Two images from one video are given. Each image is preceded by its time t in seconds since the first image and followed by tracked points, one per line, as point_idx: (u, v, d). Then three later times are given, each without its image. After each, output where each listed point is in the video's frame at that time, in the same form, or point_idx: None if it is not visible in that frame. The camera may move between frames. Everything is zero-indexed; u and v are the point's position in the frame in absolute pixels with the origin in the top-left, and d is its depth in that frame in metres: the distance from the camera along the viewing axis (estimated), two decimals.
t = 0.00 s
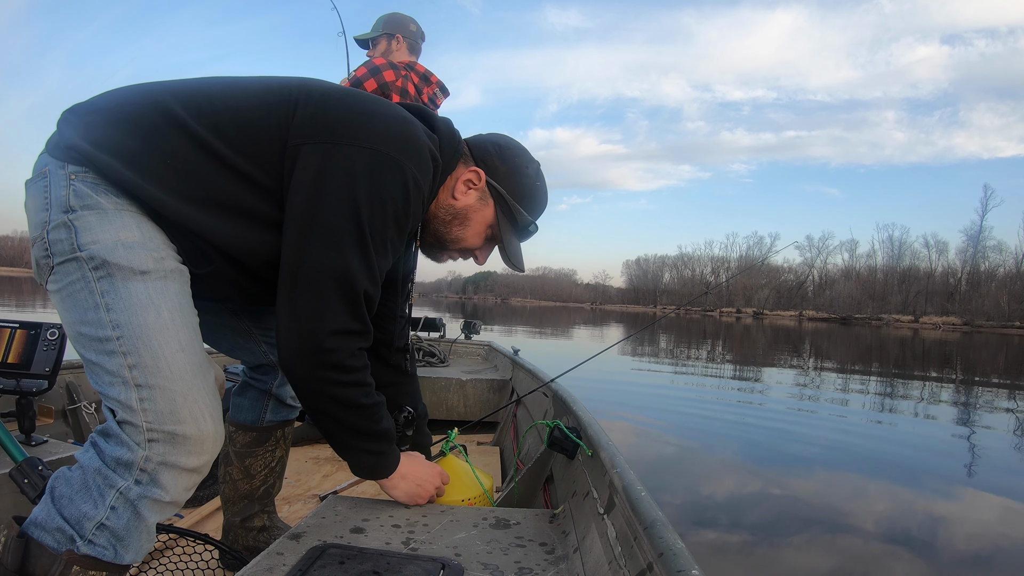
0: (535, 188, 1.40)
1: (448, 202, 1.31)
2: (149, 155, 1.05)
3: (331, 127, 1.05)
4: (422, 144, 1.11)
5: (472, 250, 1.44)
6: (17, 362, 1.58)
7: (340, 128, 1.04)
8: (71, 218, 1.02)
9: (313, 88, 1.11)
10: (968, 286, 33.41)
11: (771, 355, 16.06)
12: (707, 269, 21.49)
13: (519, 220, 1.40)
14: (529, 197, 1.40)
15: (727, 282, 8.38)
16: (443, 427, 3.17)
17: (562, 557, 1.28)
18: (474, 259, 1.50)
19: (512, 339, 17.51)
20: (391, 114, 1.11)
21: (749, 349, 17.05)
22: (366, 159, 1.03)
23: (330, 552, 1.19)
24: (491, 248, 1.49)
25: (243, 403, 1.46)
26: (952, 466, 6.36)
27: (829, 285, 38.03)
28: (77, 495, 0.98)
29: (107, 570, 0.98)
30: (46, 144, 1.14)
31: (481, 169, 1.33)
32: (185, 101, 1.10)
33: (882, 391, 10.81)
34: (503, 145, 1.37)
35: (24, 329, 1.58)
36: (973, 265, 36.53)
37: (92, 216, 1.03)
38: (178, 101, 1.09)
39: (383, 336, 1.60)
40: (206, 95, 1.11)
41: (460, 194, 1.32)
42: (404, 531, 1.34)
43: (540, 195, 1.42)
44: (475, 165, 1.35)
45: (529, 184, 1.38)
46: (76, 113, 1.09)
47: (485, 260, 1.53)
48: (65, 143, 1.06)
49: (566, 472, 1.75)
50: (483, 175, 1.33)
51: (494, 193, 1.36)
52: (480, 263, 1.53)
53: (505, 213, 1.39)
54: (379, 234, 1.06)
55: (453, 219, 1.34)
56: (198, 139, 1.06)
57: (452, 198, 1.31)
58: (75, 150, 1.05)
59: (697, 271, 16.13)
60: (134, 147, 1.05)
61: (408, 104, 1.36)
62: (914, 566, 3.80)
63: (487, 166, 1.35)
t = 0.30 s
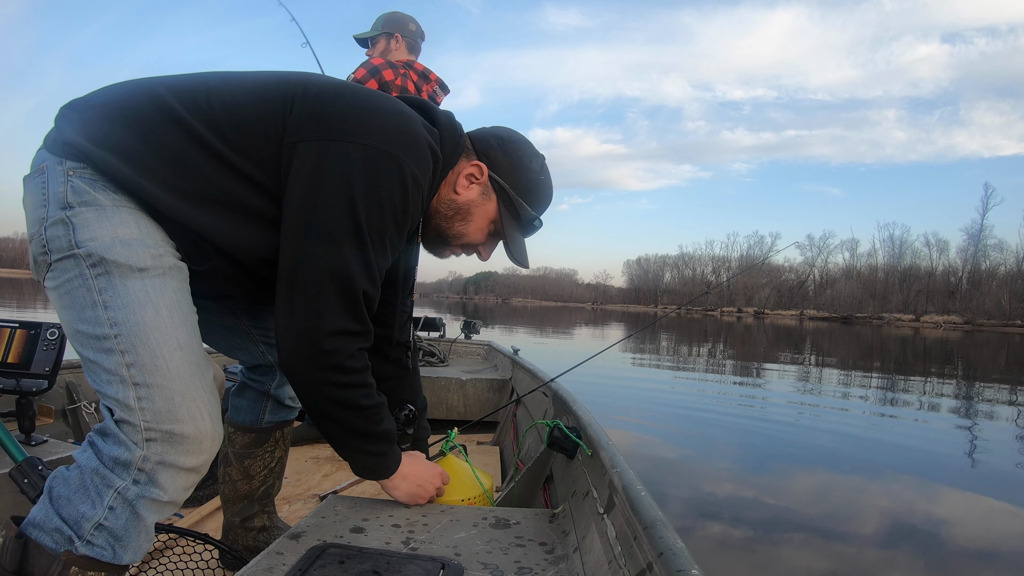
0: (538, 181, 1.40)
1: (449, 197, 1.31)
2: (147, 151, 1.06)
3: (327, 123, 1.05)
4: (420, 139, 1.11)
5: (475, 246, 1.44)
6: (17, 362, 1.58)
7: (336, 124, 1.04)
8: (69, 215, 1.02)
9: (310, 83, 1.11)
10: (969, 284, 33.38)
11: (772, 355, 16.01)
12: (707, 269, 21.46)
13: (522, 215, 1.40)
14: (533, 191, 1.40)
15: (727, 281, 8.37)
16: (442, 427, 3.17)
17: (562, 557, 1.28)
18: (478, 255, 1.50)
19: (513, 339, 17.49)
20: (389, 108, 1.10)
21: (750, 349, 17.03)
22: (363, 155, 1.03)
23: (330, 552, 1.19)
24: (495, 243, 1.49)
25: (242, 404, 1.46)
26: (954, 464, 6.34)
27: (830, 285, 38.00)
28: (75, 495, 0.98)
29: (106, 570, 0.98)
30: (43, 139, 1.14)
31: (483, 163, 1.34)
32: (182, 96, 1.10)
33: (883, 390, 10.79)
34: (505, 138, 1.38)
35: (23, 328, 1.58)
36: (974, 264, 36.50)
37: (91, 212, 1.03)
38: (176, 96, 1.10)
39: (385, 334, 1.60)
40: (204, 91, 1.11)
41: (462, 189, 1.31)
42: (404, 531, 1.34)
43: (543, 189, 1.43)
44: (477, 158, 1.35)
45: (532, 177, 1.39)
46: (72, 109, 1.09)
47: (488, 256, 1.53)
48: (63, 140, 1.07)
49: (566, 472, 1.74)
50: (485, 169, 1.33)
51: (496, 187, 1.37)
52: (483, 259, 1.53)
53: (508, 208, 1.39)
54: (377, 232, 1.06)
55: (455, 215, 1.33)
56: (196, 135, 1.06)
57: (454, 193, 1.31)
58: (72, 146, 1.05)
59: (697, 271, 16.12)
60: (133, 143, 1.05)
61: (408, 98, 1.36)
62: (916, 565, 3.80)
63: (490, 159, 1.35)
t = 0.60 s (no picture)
0: (539, 170, 1.40)
1: (449, 185, 1.30)
2: (144, 142, 1.06)
3: (323, 113, 1.04)
4: (417, 129, 1.10)
5: (476, 236, 1.43)
6: (17, 361, 1.58)
7: (332, 114, 1.04)
8: (65, 206, 1.02)
9: (306, 72, 1.11)
10: (971, 283, 33.34)
11: (773, 354, 15.97)
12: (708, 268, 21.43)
13: (524, 205, 1.38)
14: (534, 180, 1.39)
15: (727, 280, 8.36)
16: (442, 426, 3.17)
17: (562, 557, 1.28)
18: (479, 246, 1.49)
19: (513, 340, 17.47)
20: (385, 97, 1.10)
21: (751, 349, 16.99)
22: (360, 146, 1.02)
23: (329, 552, 1.19)
24: (496, 234, 1.47)
25: (237, 404, 1.46)
26: (956, 463, 6.32)
27: (831, 284, 37.94)
28: (68, 488, 0.97)
29: (101, 565, 0.98)
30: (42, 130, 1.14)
31: (483, 152, 1.33)
32: (180, 87, 1.10)
33: (885, 389, 10.76)
34: (507, 127, 1.37)
35: (23, 328, 1.58)
36: (975, 263, 36.43)
37: (87, 203, 1.03)
38: (173, 87, 1.10)
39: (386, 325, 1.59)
40: (202, 81, 1.11)
41: (461, 177, 1.31)
42: (404, 530, 1.34)
43: (545, 179, 1.42)
44: (477, 147, 1.34)
45: (533, 166, 1.38)
46: (69, 102, 1.09)
47: (489, 247, 1.52)
48: (62, 130, 1.07)
49: (565, 472, 1.74)
50: (485, 157, 1.32)
51: (497, 176, 1.36)
52: (485, 251, 1.52)
53: (509, 197, 1.37)
54: (375, 224, 1.06)
55: (454, 203, 1.33)
56: (193, 125, 1.07)
57: (454, 181, 1.30)
58: (71, 138, 1.05)
59: (697, 270, 16.11)
60: (131, 134, 1.06)
61: (407, 85, 1.35)
62: (918, 564, 3.79)
63: (490, 148, 1.35)
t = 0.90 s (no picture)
0: (534, 134, 1.40)
1: (444, 150, 1.30)
2: (139, 127, 1.06)
3: (315, 87, 1.04)
4: (409, 97, 1.09)
5: (472, 201, 1.44)
6: (17, 360, 1.58)
7: (323, 87, 1.03)
8: (59, 197, 1.02)
9: (295, 46, 1.11)
10: (972, 283, 33.32)
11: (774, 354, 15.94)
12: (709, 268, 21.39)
13: (520, 167, 1.38)
14: (530, 144, 1.39)
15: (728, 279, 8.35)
16: (442, 427, 3.17)
17: (562, 557, 1.28)
18: (475, 210, 1.49)
19: (513, 340, 17.44)
20: (376, 66, 1.09)
21: (752, 348, 16.95)
22: (354, 117, 1.02)
23: (329, 551, 1.19)
24: (492, 198, 1.48)
25: (229, 404, 1.45)
26: (958, 463, 6.31)
27: (831, 284, 37.93)
28: (58, 483, 0.98)
29: (94, 559, 0.98)
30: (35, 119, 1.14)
31: (477, 116, 1.32)
32: (170, 69, 1.10)
33: (886, 389, 10.73)
34: (502, 91, 1.35)
35: (23, 327, 1.59)
36: (976, 262, 36.37)
37: (80, 194, 1.03)
38: (164, 70, 1.10)
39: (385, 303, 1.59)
40: (191, 62, 1.11)
41: (456, 142, 1.31)
42: (404, 530, 1.34)
43: (541, 142, 1.42)
44: (471, 111, 1.33)
45: (528, 130, 1.38)
46: (61, 92, 1.09)
47: (485, 211, 1.52)
48: (55, 120, 1.07)
49: (565, 472, 1.74)
50: (480, 122, 1.31)
51: (493, 140, 1.36)
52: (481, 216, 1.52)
53: (504, 160, 1.37)
54: (374, 194, 1.06)
55: (450, 168, 1.32)
56: (186, 107, 1.07)
57: (448, 146, 1.30)
58: (65, 127, 1.05)
59: (697, 271, 16.11)
60: (124, 121, 1.06)
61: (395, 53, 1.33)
62: (921, 563, 3.78)
63: (484, 112, 1.33)
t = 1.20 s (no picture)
0: (538, 49, 1.28)
1: (449, 70, 1.20)
2: (141, 100, 1.03)
3: (310, 15, 1.01)
4: (406, 17, 1.04)
5: (477, 120, 1.32)
6: (17, 364, 1.59)
7: (317, 14, 1.00)
8: (64, 185, 1.00)
9: None
10: (973, 283, 33.29)
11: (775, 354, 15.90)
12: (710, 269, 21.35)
13: (525, 84, 1.26)
14: (533, 59, 1.27)
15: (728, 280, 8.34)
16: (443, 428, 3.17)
17: (563, 557, 1.28)
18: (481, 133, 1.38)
19: (514, 341, 17.41)
20: None
21: (753, 349, 16.90)
22: (346, 36, 0.97)
23: (331, 553, 1.19)
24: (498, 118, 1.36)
25: (224, 406, 1.44)
26: (959, 463, 6.29)
27: (833, 283, 37.90)
28: (50, 482, 0.98)
29: (87, 557, 0.99)
30: (41, 103, 1.11)
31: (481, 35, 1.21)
32: (167, 32, 1.07)
33: (888, 389, 10.70)
34: (502, 10, 1.24)
35: (24, 331, 1.61)
36: (978, 262, 36.27)
37: (84, 185, 1.01)
38: (159, 35, 1.07)
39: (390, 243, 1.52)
40: (186, 24, 1.07)
41: (462, 62, 1.20)
42: (405, 531, 1.34)
43: (544, 58, 1.30)
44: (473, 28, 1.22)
45: (532, 44, 1.26)
46: (62, 71, 1.07)
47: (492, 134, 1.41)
48: (60, 102, 1.05)
49: (566, 472, 1.75)
50: (484, 41, 1.20)
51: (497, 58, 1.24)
52: (487, 137, 1.40)
53: (509, 78, 1.24)
54: (367, 111, 1.00)
55: (456, 90, 1.22)
56: (187, 72, 1.03)
57: (454, 67, 1.20)
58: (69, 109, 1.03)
59: (698, 272, 16.08)
60: (123, 99, 1.03)
61: None
62: (921, 564, 3.78)
63: (486, 29, 1.22)
